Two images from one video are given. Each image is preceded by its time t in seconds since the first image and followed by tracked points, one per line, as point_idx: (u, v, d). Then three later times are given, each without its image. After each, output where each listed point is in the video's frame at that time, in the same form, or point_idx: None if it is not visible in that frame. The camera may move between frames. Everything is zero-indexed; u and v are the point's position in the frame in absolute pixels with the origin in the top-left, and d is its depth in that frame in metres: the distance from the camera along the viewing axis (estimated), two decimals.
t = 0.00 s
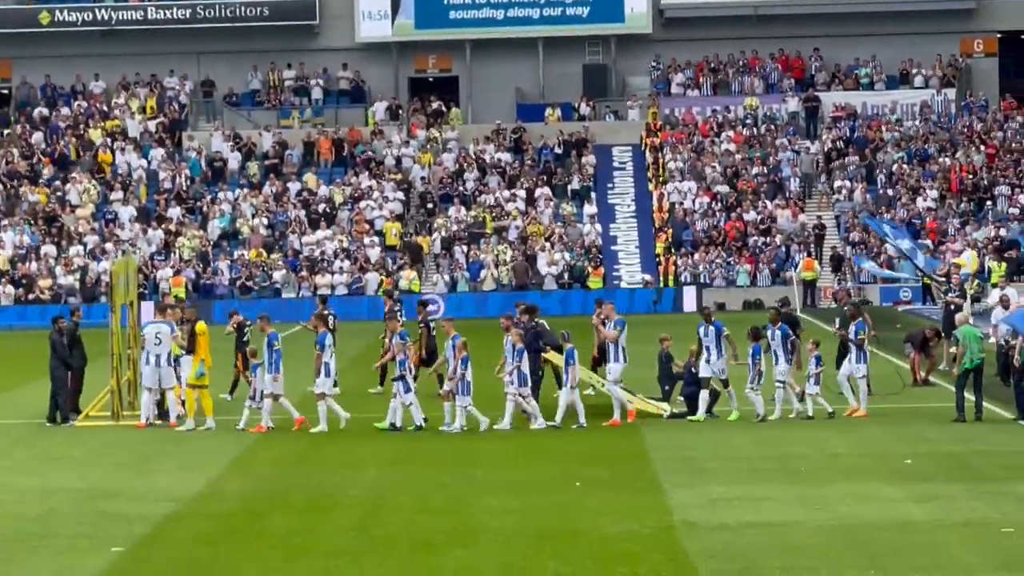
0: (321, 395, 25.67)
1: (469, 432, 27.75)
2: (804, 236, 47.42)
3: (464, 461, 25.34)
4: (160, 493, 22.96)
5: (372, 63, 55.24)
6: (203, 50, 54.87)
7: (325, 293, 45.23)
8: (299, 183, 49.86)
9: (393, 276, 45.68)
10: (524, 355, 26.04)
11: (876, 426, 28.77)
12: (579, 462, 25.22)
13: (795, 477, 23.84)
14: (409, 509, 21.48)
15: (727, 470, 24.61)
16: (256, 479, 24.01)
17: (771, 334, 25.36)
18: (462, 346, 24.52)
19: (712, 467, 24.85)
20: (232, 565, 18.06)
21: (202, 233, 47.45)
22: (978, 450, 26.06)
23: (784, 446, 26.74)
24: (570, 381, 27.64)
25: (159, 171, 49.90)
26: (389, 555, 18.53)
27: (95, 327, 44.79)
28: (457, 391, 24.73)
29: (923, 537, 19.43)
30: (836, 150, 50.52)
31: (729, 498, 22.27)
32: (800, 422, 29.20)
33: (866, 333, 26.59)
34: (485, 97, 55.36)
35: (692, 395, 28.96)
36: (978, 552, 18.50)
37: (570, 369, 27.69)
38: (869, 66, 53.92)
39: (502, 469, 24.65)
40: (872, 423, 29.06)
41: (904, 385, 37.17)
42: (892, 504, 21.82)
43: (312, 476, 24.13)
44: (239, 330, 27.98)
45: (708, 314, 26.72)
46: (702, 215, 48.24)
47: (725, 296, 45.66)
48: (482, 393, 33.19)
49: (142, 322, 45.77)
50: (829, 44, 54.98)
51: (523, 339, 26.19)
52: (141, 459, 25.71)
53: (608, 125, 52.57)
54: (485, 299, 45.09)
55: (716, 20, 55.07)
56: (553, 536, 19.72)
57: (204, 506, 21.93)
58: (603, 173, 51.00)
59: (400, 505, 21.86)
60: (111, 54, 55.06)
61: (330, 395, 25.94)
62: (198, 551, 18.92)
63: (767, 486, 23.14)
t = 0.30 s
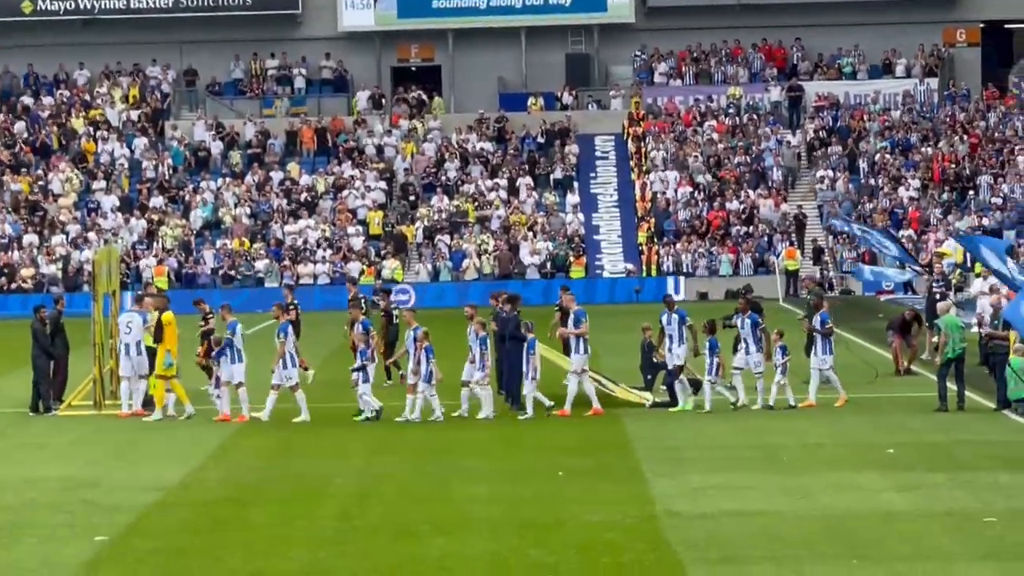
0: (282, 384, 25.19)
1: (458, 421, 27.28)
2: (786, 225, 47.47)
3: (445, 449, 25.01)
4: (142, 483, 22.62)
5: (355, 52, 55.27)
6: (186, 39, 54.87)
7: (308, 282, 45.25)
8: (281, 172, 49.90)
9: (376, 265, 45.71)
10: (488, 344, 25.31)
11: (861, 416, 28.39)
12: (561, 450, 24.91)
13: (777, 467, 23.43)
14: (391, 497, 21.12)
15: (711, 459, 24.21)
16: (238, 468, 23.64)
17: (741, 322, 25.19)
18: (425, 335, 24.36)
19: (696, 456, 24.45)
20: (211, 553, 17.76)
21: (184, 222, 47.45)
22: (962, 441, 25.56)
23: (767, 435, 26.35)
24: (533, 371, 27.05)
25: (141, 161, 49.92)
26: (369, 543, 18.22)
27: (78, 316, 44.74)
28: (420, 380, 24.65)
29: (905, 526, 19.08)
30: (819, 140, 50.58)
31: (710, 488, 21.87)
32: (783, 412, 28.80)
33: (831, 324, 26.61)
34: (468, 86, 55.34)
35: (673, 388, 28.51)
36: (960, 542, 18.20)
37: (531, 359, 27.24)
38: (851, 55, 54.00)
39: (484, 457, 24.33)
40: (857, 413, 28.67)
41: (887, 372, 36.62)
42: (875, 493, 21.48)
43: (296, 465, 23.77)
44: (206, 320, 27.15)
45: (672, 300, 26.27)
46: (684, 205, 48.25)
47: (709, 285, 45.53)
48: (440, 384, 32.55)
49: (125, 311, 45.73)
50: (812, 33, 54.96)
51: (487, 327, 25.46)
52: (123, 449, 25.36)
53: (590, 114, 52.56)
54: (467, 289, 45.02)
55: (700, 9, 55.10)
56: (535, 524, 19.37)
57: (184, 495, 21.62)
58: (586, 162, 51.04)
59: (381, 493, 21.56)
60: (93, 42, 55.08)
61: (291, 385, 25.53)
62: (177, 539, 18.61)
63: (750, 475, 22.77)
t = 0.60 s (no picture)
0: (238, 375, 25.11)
1: (435, 412, 27.01)
2: (764, 217, 47.49)
3: (424, 439, 24.66)
4: (119, 472, 22.24)
5: (335, 42, 55.30)
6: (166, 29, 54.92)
7: (287, 273, 45.22)
8: (261, 162, 49.90)
9: (355, 256, 45.68)
10: (448, 334, 25.31)
11: (842, 406, 27.93)
12: (541, 440, 24.56)
13: (755, 457, 22.97)
14: (370, 487, 20.79)
15: (690, 449, 23.76)
16: (215, 458, 23.27)
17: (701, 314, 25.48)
18: (383, 327, 24.44)
19: (677, 446, 24.01)
20: (187, 544, 17.40)
21: (164, 212, 47.40)
22: (941, 430, 24.75)
23: (747, 425, 25.87)
24: (494, 363, 27.01)
25: (121, 151, 49.92)
26: (347, 534, 17.88)
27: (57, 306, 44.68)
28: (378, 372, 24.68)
29: (883, 517, 18.70)
30: (798, 131, 50.64)
31: (688, 478, 21.44)
32: (764, 402, 28.35)
33: (797, 311, 27.02)
34: (447, 77, 55.42)
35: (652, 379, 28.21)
36: (937, 532, 17.83)
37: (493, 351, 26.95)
38: (831, 46, 54.20)
39: (463, 447, 23.97)
40: (839, 403, 28.23)
41: (863, 362, 36.07)
42: (854, 483, 21.05)
43: (272, 455, 23.40)
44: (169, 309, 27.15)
45: (630, 293, 26.30)
46: (664, 196, 48.30)
47: (685, 275, 45.54)
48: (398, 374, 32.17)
49: (104, 302, 45.64)
50: (791, 24, 55.24)
51: (446, 318, 25.45)
52: (102, 438, 24.95)
53: (570, 105, 52.59)
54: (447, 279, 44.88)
55: None
56: (513, 514, 19.06)
57: (162, 484, 21.27)
58: (565, 153, 51.11)
59: (360, 484, 21.20)
60: (73, 33, 55.09)
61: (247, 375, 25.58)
62: (154, 530, 18.26)
63: (729, 465, 22.35)
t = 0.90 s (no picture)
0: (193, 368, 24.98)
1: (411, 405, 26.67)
2: (743, 209, 47.50)
3: (407, 431, 24.36)
4: (99, 464, 21.88)
5: (315, 35, 55.60)
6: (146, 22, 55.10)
7: (266, 266, 45.11)
8: (241, 155, 49.92)
9: (335, 249, 45.68)
10: (411, 328, 25.23)
11: (823, 399, 27.59)
12: (524, 432, 24.27)
13: (735, 450, 22.64)
14: (355, 480, 20.46)
15: (668, 442, 23.42)
16: (197, 450, 22.90)
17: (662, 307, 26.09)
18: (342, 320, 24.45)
19: (655, 439, 23.66)
20: (168, 537, 17.11)
21: (143, 205, 47.35)
22: (920, 423, 24.31)
23: (726, 418, 25.52)
24: (456, 355, 26.48)
25: (102, 144, 49.92)
26: (329, 526, 17.61)
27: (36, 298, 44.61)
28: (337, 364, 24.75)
29: (862, 510, 18.37)
30: (777, 123, 50.73)
31: (668, 471, 21.11)
32: (744, 395, 28.01)
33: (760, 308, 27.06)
34: (425, 70, 55.80)
35: (633, 369, 28.19)
36: (915, 525, 17.52)
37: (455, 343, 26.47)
38: (810, 39, 54.41)
39: (447, 439, 23.67)
40: (819, 397, 27.89)
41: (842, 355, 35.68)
42: (833, 476, 20.71)
43: (254, 447, 23.02)
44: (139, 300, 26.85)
45: (587, 285, 26.84)
46: (644, 189, 48.32)
47: (664, 268, 45.53)
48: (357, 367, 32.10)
49: (84, 294, 45.56)
50: (770, 17, 55.61)
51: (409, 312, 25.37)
52: (84, 430, 24.55)
53: (549, 98, 52.73)
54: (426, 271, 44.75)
55: None
56: (497, 506, 18.77)
57: (144, 476, 20.97)
58: (546, 146, 51.18)
59: (344, 475, 20.90)
60: (53, 24, 55.33)
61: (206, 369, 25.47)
62: (134, 522, 17.98)
63: (709, 458, 22.00)
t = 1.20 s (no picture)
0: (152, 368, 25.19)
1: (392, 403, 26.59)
2: (726, 207, 47.52)
3: (392, 428, 24.31)
4: (84, 463, 21.80)
5: (299, 32, 55.73)
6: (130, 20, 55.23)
7: (249, 264, 45.01)
8: (224, 154, 49.92)
9: (318, 247, 45.62)
10: (375, 327, 25.21)
11: (807, 397, 27.49)
12: (508, 430, 24.21)
13: (719, 448, 22.56)
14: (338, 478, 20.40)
15: (650, 441, 23.31)
16: (181, 448, 22.81)
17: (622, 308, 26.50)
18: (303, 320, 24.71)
19: (638, 437, 23.56)
20: (148, 536, 17.06)
21: (126, 202, 47.33)
22: (905, 420, 24.17)
23: (710, 417, 25.41)
24: (422, 355, 26.15)
25: (86, 142, 49.93)
26: (311, 524, 17.56)
27: (19, 295, 44.56)
28: (296, 362, 25.06)
29: (845, 508, 18.27)
30: (760, 121, 50.81)
31: (653, 469, 21.03)
32: (727, 394, 27.91)
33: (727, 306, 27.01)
34: (410, 68, 55.90)
35: (615, 366, 28.05)
36: (897, 522, 17.43)
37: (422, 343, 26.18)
38: (793, 37, 54.52)
39: (431, 436, 23.60)
40: (803, 395, 27.78)
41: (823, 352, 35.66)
42: (815, 474, 20.60)
43: (238, 446, 22.93)
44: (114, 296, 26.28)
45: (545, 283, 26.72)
46: (627, 186, 48.31)
47: (649, 266, 45.51)
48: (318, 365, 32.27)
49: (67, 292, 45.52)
50: (752, 16, 55.77)
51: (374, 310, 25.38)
52: (69, 427, 24.47)
53: (532, 96, 52.82)
54: (410, 268, 44.65)
55: None
56: (480, 504, 18.72)
57: (127, 474, 20.91)
58: (528, 144, 51.28)
59: (328, 473, 20.84)
60: (37, 23, 55.44)
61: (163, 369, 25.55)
62: (116, 521, 17.92)
63: (691, 457, 21.90)
